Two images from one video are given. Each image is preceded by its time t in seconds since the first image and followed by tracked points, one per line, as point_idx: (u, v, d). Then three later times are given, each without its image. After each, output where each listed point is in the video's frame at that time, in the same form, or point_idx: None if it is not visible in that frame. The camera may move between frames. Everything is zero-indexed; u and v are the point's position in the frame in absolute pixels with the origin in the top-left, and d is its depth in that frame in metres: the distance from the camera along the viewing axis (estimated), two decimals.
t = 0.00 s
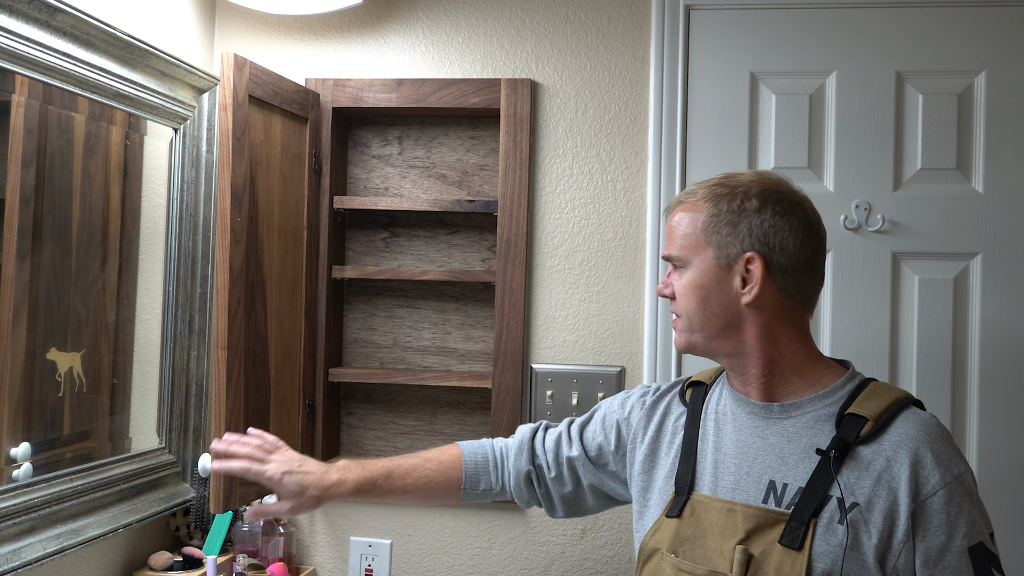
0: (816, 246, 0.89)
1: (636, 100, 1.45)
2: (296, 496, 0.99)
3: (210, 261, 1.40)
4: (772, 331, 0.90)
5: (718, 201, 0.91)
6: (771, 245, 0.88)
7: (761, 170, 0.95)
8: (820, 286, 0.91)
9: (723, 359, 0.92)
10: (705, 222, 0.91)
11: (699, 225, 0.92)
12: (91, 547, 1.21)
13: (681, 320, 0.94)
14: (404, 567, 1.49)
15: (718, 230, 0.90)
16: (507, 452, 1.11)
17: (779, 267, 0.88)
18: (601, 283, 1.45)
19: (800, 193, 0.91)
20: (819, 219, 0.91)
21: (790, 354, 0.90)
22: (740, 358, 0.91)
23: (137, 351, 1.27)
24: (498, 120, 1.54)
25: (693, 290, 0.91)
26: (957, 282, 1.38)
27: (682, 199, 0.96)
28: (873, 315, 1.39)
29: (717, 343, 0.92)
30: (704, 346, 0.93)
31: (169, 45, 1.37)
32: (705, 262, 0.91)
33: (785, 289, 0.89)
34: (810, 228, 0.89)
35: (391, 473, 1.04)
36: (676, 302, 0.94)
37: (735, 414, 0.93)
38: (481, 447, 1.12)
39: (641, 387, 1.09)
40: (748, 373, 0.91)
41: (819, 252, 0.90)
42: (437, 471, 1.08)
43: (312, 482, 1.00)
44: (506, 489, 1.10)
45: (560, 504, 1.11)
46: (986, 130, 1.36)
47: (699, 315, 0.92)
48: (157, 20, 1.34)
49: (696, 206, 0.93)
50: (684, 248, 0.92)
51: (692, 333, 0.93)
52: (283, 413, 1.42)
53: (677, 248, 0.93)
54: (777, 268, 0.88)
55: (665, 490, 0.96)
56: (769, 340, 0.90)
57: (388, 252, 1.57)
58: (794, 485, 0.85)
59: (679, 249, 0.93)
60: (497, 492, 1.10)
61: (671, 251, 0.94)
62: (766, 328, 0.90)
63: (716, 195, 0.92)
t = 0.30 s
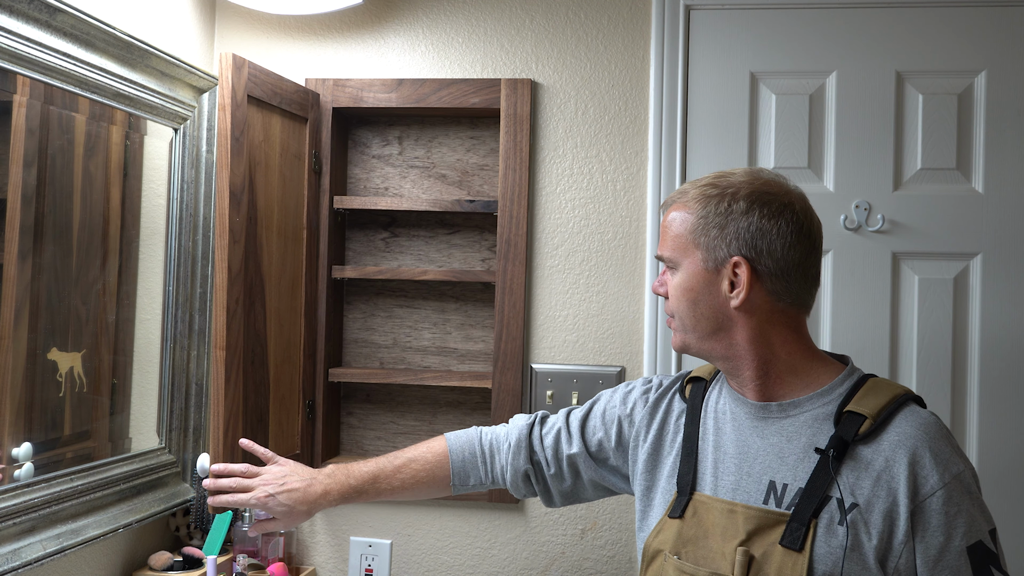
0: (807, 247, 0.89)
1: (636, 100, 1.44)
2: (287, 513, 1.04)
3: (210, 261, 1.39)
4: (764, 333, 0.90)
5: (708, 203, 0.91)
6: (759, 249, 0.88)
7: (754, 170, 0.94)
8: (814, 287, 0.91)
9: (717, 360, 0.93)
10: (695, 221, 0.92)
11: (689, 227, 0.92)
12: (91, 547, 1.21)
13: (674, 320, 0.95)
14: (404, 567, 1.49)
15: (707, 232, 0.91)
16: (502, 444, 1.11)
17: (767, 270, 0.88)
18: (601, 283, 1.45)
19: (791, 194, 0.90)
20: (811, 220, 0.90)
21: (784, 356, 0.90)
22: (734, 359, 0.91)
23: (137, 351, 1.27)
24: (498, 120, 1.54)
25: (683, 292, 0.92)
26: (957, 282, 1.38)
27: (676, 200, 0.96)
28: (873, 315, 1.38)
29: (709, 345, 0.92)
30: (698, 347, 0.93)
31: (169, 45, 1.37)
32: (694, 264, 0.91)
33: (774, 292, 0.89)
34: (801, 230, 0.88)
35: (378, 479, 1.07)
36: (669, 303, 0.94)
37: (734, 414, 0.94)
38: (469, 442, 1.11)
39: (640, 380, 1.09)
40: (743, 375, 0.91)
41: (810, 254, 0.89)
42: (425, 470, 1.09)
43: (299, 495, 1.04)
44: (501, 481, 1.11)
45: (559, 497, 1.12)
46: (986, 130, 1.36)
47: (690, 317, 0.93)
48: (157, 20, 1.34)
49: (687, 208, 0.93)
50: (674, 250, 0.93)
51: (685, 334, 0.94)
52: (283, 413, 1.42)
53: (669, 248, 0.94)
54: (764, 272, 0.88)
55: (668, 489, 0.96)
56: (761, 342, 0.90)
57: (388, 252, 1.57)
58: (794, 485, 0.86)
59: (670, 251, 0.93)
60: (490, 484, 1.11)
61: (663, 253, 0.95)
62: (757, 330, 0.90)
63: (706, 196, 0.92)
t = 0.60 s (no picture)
0: (817, 245, 0.88)
1: (636, 100, 1.44)
2: (298, 516, 1.06)
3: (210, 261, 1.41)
4: (773, 332, 0.90)
5: (716, 200, 0.91)
6: (767, 247, 0.88)
7: (762, 165, 0.93)
8: (823, 285, 0.90)
9: (723, 358, 0.93)
10: (703, 218, 0.91)
11: (696, 225, 0.92)
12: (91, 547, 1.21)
13: (679, 316, 0.95)
14: (404, 568, 1.49)
15: (715, 230, 0.90)
16: (510, 442, 1.10)
17: (776, 269, 0.88)
18: (601, 283, 1.45)
19: (800, 190, 0.89)
20: (820, 217, 0.89)
21: (793, 354, 0.90)
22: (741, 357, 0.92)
23: (137, 351, 1.28)
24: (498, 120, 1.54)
25: (690, 288, 0.92)
26: (957, 282, 1.38)
27: (682, 195, 0.96)
28: (872, 316, 1.38)
29: (716, 342, 0.92)
30: (705, 344, 0.93)
31: (169, 44, 1.37)
32: (702, 261, 0.91)
33: (783, 290, 0.89)
34: (811, 228, 0.88)
35: (388, 481, 1.07)
36: (676, 300, 0.94)
37: (743, 412, 0.94)
38: (478, 440, 1.10)
39: (647, 377, 1.08)
40: (750, 374, 0.92)
41: (820, 251, 0.89)
42: (433, 471, 1.09)
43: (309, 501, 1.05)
44: (509, 477, 1.11)
45: (566, 494, 1.11)
46: (986, 130, 1.36)
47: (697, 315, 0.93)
48: (157, 20, 1.34)
49: (694, 204, 0.93)
50: (681, 248, 0.93)
51: (691, 332, 0.94)
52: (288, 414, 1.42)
53: (676, 244, 0.94)
54: (773, 270, 0.88)
55: (677, 488, 0.97)
56: (769, 341, 0.90)
57: (388, 252, 1.57)
58: (803, 485, 0.86)
59: (677, 248, 0.93)
60: (499, 481, 1.10)
61: (670, 250, 0.94)
62: (766, 328, 0.90)
63: (713, 193, 0.92)
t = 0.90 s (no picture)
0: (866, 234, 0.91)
1: (636, 100, 1.44)
2: (341, 507, 1.07)
3: (210, 261, 1.43)
4: (845, 323, 0.89)
5: (799, 183, 0.87)
6: (851, 230, 0.87)
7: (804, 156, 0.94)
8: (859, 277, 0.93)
9: (799, 354, 0.88)
10: (792, 208, 0.86)
11: (786, 208, 0.86)
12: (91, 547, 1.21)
13: (763, 312, 0.87)
14: (404, 568, 1.49)
15: (806, 214, 0.86)
16: (549, 436, 1.11)
17: (858, 253, 0.88)
18: (601, 283, 1.45)
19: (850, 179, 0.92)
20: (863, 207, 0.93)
21: (852, 347, 0.89)
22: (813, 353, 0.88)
23: (137, 351, 1.28)
24: (498, 120, 1.54)
25: (779, 282, 0.85)
26: (957, 282, 1.38)
27: (745, 181, 0.89)
28: (871, 316, 1.38)
29: (801, 336, 0.87)
30: (781, 344, 0.87)
31: (169, 44, 1.38)
32: (798, 247, 0.85)
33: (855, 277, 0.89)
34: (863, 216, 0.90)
35: (430, 473, 1.08)
36: (759, 293, 0.86)
37: (776, 412, 0.94)
38: (517, 433, 1.11)
39: (680, 374, 1.09)
40: (814, 370, 0.89)
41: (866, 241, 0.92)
42: (475, 465, 1.09)
43: (352, 491, 1.07)
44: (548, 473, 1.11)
45: (601, 489, 1.11)
46: (986, 130, 1.36)
47: (786, 307, 0.86)
48: (157, 19, 1.34)
49: (774, 188, 0.87)
50: (771, 234, 0.86)
51: (775, 327, 0.86)
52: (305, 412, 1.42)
53: (761, 234, 0.86)
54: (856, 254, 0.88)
55: (707, 489, 0.97)
56: (843, 332, 0.88)
57: (388, 252, 1.58)
58: (835, 489, 0.85)
59: (765, 234, 0.86)
60: (539, 474, 1.11)
61: (751, 238, 0.87)
62: (842, 318, 0.88)
63: (792, 176, 0.87)
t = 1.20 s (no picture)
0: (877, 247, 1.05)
1: (636, 100, 1.44)
2: (386, 491, 1.13)
3: (210, 262, 1.43)
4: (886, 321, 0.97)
5: (859, 184, 0.97)
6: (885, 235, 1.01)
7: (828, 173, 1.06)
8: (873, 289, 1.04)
9: (863, 345, 0.93)
10: (860, 206, 0.96)
11: (858, 202, 0.96)
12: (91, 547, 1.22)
13: (848, 298, 0.92)
14: (404, 568, 1.49)
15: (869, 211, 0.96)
16: (586, 434, 1.17)
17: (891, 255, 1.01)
18: (601, 283, 1.45)
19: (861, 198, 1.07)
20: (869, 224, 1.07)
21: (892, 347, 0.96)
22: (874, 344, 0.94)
23: (137, 352, 1.28)
24: (498, 120, 1.54)
25: (863, 271, 0.93)
26: (957, 282, 1.38)
27: (816, 177, 0.97)
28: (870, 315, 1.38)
29: (870, 325, 0.93)
30: (859, 332, 0.93)
31: (168, 44, 1.37)
32: (870, 239, 0.95)
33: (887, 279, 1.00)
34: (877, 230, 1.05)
35: (476, 465, 1.14)
36: (844, 280, 0.92)
37: (807, 415, 0.98)
38: (562, 433, 1.18)
39: (708, 375, 1.15)
40: (862, 366, 0.94)
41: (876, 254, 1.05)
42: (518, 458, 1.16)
43: (399, 476, 1.13)
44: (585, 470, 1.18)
45: (635, 488, 1.17)
46: (986, 130, 1.36)
47: (864, 294, 0.93)
48: (157, 19, 1.34)
49: (845, 184, 0.97)
50: (853, 223, 0.94)
51: (855, 315, 0.92)
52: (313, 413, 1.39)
53: (844, 225, 0.94)
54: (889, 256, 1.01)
55: (735, 492, 1.01)
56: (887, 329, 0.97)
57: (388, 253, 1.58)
58: (867, 493, 0.90)
59: (850, 222, 0.94)
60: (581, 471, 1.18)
61: (836, 226, 0.94)
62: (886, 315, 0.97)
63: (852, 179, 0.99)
